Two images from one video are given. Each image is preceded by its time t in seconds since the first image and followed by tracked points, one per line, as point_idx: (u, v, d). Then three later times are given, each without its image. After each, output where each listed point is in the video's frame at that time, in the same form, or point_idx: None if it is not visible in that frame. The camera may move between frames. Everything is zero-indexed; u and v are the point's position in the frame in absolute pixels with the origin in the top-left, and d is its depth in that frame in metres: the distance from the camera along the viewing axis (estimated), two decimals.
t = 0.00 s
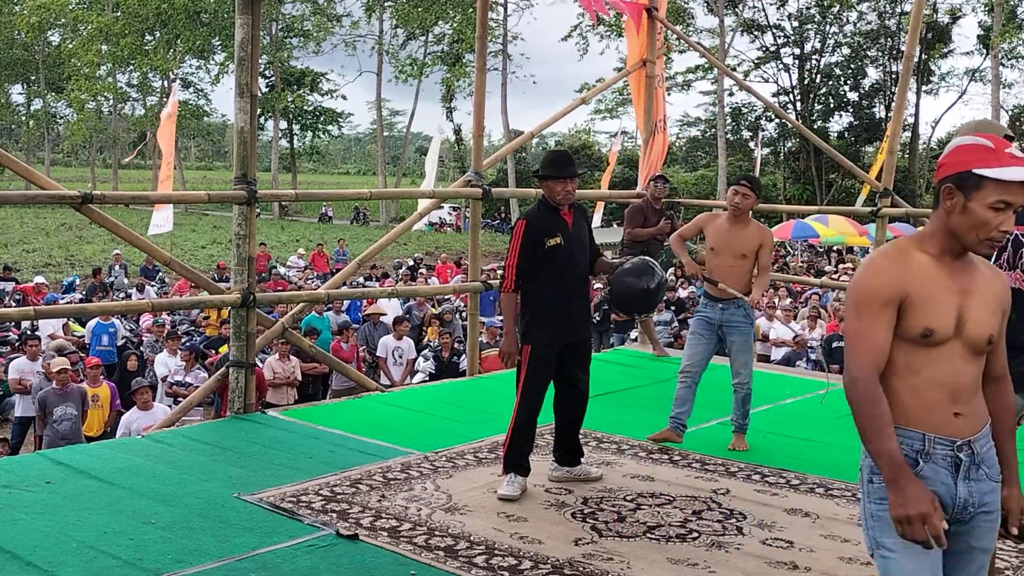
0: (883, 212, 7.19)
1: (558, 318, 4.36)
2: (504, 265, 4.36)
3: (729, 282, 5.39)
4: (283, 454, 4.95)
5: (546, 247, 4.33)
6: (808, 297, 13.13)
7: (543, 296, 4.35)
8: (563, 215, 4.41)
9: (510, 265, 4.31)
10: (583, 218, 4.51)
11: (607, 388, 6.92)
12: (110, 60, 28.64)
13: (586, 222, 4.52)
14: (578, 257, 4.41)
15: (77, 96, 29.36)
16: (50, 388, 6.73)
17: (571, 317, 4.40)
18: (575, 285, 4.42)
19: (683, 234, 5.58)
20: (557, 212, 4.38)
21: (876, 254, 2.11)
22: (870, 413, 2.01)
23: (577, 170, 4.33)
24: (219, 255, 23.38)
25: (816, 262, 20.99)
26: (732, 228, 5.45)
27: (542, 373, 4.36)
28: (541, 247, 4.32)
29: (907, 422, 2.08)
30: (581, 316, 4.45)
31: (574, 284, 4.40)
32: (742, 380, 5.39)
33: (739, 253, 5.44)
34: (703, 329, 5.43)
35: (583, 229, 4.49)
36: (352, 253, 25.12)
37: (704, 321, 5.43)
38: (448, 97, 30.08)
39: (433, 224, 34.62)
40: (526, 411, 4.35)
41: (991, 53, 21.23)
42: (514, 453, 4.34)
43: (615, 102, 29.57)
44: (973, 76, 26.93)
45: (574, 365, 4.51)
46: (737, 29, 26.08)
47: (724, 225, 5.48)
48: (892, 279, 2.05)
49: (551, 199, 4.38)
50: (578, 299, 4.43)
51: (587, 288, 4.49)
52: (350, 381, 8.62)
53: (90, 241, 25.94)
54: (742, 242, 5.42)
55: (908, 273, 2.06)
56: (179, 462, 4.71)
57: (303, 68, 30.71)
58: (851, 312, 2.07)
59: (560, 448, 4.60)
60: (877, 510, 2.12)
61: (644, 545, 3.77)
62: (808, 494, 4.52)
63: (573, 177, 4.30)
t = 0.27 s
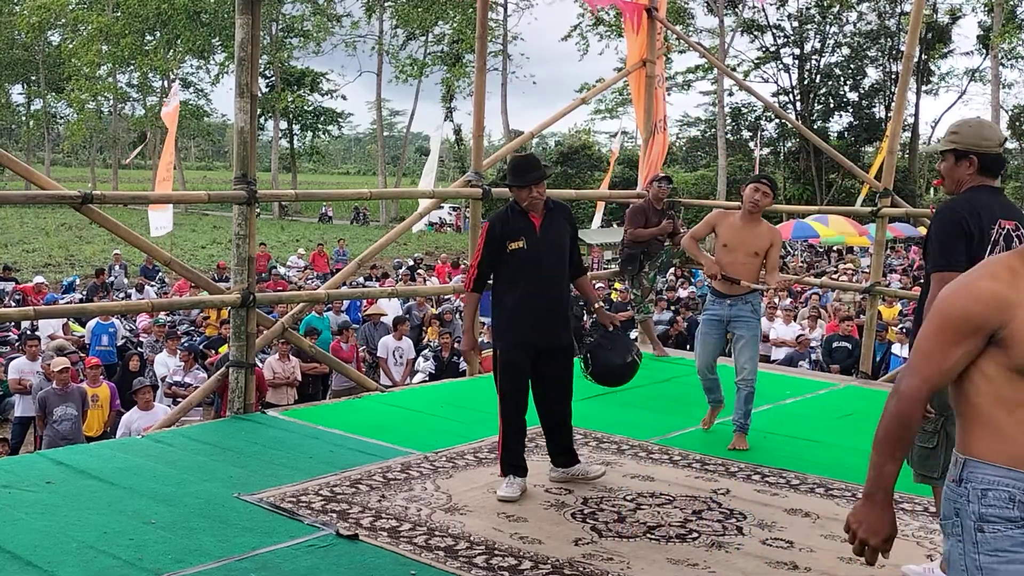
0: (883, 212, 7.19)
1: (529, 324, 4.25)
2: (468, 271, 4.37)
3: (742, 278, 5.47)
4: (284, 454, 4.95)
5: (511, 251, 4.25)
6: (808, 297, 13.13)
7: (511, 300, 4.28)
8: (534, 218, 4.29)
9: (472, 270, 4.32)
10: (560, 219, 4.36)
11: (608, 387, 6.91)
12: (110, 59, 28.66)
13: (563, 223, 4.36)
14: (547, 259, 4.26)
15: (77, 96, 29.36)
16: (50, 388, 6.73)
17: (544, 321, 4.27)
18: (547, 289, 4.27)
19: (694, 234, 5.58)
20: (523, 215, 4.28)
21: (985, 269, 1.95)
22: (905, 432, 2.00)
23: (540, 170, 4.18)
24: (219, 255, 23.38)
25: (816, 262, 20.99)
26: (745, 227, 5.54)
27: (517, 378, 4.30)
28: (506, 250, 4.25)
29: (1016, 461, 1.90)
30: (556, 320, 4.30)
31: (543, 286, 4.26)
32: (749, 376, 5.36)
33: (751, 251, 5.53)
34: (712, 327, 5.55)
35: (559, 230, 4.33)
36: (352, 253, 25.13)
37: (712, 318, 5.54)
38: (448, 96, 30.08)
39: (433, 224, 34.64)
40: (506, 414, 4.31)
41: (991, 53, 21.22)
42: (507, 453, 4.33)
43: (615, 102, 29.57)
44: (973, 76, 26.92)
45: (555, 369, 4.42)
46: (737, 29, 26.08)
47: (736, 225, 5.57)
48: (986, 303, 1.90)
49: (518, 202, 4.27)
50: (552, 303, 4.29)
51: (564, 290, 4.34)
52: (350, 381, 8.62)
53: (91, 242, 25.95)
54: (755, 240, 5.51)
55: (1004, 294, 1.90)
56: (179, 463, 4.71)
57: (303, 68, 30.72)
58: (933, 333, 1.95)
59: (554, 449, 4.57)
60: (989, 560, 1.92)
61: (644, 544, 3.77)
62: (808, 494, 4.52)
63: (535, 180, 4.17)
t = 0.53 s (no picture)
0: (883, 212, 7.19)
1: (515, 325, 4.17)
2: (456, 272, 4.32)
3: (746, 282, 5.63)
4: (284, 454, 4.95)
5: (495, 252, 4.16)
6: (807, 297, 13.14)
7: (497, 302, 4.20)
8: (518, 219, 4.18)
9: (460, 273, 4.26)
10: (546, 217, 4.24)
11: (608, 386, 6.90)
12: (110, 59, 28.67)
13: (549, 222, 4.24)
14: (531, 260, 4.15)
15: (77, 95, 29.37)
16: (50, 388, 6.73)
17: (530, 323, 4.18)
18: (533, 291, 4.16)
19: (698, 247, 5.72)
20: (506, 215, 4.18)
21: None
22: None
23: (521, 169, 4.06)
24: (219, 255, 23.39)
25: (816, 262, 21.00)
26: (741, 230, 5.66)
27: (504, 380, 4.25)
28: (489, 251, 4.16)
29: None
30: (542, 322, 4.20)
31: (528, 288, 4.15)
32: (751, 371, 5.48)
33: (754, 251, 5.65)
34: (724, 330, 5.74)
35: (544, 230, 4.21)
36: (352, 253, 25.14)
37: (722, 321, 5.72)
38: (448, 96, 30.08)
39: (433, 224, 34.65)
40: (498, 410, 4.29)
41: (992, 53, 21.22)
42: (506, 451, 4.32)
43: (615, 102, 29.58)
44: (973, 76, 26.93)
45: (546, 369, 4.31)
46: (737, 29, 26.10)
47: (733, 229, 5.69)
48: None
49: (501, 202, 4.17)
50: (537, 304, 4.18)
51: (552, 291, 4.23)
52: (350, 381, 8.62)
53: (91, 241, 25.95)
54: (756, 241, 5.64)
55: None
56: (179, 463, 4.70)
57: (303, 68, 30.73)
58: None
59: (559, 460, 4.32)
60: None
61: (644, 545, 3.77)
62: (808, 494, 4.52)
63: (517, 179, 4.04)
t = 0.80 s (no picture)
0: (883, 212, 7.19)
1: (515, 327, 4.17)
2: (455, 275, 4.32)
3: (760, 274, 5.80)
4: (284, 454, 4.96)
5: (492, 253, 4.16)
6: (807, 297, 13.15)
7: (496, 303, 4.18)
8: (515, 219, 4.17)
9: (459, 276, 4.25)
10: (544, 219, 4.23)
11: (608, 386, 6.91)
12: (110, 59, 28.67)
13: (547, 223, 4.23)
14: (529, 261, 4.14)
15: (77, 95, 29.36)
16: (51, 388, 6.73)
17: (530, 323, 4.16)
18: (532, 291, 4.15)
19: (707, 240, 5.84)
20: (503, 216, 4.17)
21: None
22: None
23: (521, 171, 4.06)
24: (219, 255, 23.39)
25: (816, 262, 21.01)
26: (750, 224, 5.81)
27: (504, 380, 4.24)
28: (487, 252, 4.16)
29: None
30: (542, 323, 4.18)
31: (526, 288, 4.14)
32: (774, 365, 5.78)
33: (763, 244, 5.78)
34: (739, 321, 5.82)
35: (543, 231, 4.20)
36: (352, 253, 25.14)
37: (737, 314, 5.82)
38: (448, 96, 30.09)
39: (433, 224, 34.66)
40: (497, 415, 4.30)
41: (992, 52, 21.22)
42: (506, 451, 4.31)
43: (615, 102, 29.59)
44: (973, 76, 26.96)
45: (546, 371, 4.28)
46: (737, 29, 26.11)
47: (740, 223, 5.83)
48: None
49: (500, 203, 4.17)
50: (537, 305, 4.16)
51: (550, 293, 4.21)
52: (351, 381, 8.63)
53: (91, 241, 25.95)
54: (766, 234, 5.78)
55: None
56: (179, 463, 4.71)
57: (303, 68, 30.73)
58: None
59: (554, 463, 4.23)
60: None
61: (644, 545, 3.77)
62: (808, 494, 4.52)
63: (518, 180, 4.05)
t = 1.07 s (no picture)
0: (883, 212, 7.18)
1: (515, 329, 4.09)
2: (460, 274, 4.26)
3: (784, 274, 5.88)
4: (284, 453, 4.96)
5: (492, 255, 4.09)
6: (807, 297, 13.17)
7: (496, 304, 4.11)
8: (518, 221, 4.08)
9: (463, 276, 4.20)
10: (550, 222, 4.11)
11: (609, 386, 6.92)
12: (110, 59, 28.68)
13: (553, 225, 4.11)
14: (531, 264, 4.04)
15: (77, 95, 29.36)
16: (51, 388, 6.74)
17: (530, 326, 4.08)
18: (533, 294, 4.06)
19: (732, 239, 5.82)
20: (508, 218, 4.08)
21: None
22: None
23: (529, 173, 3.94)
24: (218, 255, 23.39)
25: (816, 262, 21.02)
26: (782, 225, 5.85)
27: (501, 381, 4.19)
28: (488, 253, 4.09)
29: None
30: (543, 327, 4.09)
31: (527, 291, 4.05)
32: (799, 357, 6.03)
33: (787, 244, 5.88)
34: (760, 320, 5.87)
35: (548, 233, 4.09)
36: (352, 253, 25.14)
37: (761, 314, 5.86)
38: (448, 96, 30.11)
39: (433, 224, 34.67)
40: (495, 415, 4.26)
41: (992, 52, 21.23)
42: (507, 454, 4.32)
43: (615, 101, 29.60)
44: (973, 76, 26.98)
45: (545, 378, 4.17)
46: (737, 29, 26.13)
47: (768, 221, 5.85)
48: None
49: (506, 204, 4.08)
50: (538, 308, 4.07)
51: (551, 297, 4.09)
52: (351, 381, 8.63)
53: (91, 241, 25.95)
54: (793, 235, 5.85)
55: None
56: (180, 462, 4.71)
57: (303, 68, 30.73)
58: None
59: (538, 478, 4.08)
60: None
61: (644, 544, 3.77)
62: (808, 494, 4.52)
63: (526, 183, 3.92)
